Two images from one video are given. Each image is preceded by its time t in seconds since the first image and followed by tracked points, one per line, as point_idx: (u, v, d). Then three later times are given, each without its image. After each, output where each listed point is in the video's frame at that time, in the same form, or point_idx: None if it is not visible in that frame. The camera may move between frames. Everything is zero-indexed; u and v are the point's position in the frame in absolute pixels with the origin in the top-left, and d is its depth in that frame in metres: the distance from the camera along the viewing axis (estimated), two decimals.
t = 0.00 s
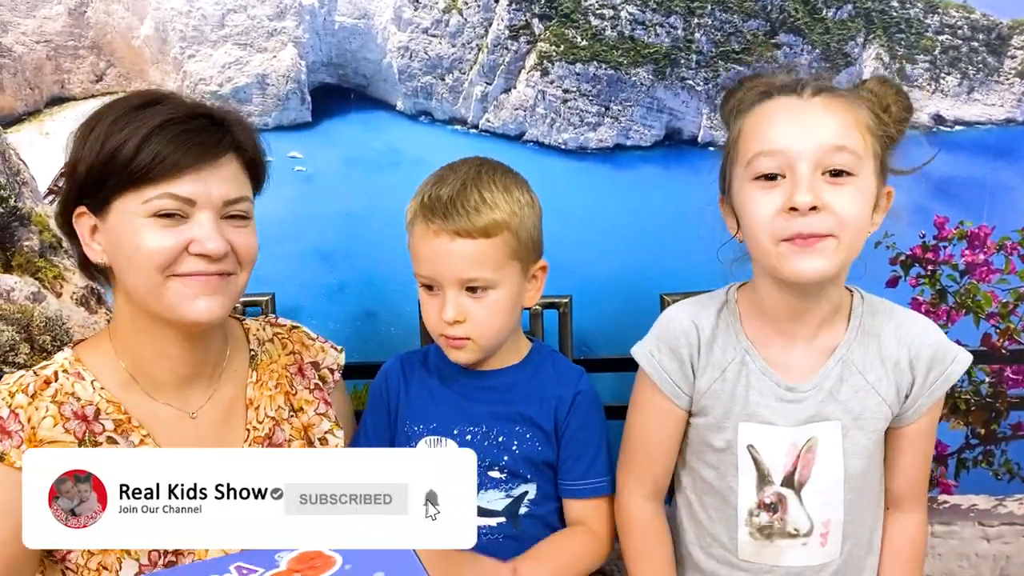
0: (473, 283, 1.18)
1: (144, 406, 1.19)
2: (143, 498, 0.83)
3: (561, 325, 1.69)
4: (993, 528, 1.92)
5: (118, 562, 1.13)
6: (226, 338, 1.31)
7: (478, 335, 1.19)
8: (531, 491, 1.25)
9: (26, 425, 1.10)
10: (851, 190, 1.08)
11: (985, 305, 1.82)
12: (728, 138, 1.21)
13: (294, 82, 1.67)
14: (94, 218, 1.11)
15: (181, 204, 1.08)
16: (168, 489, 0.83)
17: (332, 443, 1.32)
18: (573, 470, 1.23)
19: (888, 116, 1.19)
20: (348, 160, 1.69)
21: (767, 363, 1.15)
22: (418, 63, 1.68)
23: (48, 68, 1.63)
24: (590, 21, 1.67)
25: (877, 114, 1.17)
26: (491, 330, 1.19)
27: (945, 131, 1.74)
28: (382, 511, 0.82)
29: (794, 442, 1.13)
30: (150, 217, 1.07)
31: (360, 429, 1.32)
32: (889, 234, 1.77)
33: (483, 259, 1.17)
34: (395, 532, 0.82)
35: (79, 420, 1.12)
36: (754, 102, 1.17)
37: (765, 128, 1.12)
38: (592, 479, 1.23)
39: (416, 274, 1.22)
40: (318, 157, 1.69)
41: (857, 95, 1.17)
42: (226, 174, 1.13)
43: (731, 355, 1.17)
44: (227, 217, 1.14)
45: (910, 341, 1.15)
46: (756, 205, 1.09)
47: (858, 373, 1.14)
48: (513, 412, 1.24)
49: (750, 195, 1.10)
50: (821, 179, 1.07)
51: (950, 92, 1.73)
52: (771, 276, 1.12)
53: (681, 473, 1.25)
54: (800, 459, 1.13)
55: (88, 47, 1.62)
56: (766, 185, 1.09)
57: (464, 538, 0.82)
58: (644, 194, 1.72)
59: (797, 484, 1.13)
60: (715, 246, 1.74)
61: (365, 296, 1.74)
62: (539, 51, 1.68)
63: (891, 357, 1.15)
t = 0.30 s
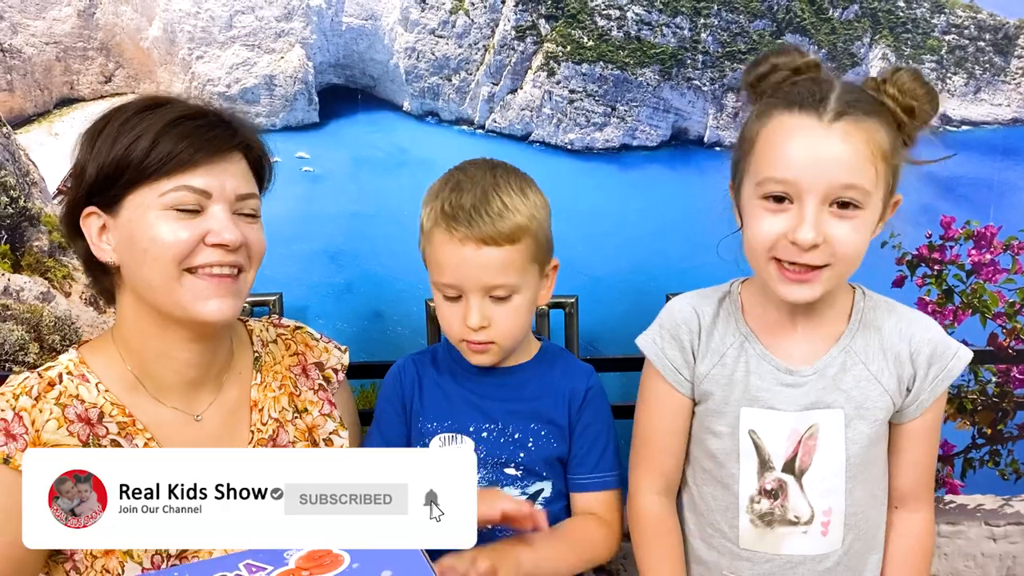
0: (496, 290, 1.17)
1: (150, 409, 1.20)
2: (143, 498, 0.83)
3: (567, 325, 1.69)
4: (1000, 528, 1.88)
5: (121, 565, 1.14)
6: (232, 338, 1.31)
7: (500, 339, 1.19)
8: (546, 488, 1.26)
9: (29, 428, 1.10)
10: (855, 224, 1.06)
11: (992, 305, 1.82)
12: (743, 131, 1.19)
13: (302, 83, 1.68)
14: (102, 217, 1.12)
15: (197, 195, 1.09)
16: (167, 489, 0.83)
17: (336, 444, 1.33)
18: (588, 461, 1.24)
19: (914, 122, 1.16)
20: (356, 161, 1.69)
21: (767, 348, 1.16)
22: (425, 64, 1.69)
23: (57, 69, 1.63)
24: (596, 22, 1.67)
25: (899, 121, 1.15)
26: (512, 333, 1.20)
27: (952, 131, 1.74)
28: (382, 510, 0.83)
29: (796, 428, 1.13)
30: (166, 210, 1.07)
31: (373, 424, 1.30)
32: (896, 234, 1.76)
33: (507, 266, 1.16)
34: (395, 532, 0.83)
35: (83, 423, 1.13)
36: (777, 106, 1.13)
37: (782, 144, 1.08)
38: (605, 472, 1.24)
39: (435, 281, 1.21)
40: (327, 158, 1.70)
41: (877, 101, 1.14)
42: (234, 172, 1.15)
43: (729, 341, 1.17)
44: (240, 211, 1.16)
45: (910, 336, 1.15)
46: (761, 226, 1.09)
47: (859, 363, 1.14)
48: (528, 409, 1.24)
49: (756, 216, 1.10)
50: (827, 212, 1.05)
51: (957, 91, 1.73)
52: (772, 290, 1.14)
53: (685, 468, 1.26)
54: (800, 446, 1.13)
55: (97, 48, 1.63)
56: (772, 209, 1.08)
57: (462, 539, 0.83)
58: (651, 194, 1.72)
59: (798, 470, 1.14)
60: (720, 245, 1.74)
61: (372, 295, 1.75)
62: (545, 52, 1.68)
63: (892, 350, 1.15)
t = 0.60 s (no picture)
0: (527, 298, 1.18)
1: (146, 410, 1.20)
2: (143, 498, 0.84)
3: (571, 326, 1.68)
4: (1003, 529, 1.92)
5: (113, 566, 1.14)
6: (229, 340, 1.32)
7: (524, 345, 1.20)
8: (550, 486, 1.26)
9: (23, 429, 1.10)
10: (853, 218, 1.07)
11: (996, 306, 1.82)
12: (738, 138, 1.19)
13: (307, 85, 1.69)
14: (114, 207, 1.11)
15: (218, 206, 1.11)
16: (168, 489, 0.84)
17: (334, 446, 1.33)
18: (589, 463, 1.26)
19: (903, 115, 1.17)
20: (361, 163, 1.70)
21: (763, 356, 1.16)
22: (429, 65, 1.69)
23: (64, 71, 1.64)
24: (600, 23, 1.67)
25: (889, 114, 1.16)
26: (535, 338, 1.20)
27: (955, 132, 1.74)
28: (381, 512, 0.84)
29: (793, 436, 1.14)
30: (185, 213, 1.08)
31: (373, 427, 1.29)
32: (899, 236, 1.76)
33: (539, 276, 1.17)
34: (397, 532, 0.84)
35: (75, 424, 1.13)
36: (766, 110, 1.13)
37: (774, 147, 1.09)
38: (603, 476, 1.26)
39: (462, 290, 1.19)
40: (332, 159, 1.71)
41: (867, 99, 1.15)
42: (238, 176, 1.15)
43: (727, 347, 1.18)
44: (256, 228, 1.18)
45: (906, 341, 1.16)
46: (762, 228, 1.09)
47: (856, 370, 1.14)
48: (534, 413, 1.25)
49: (757, 219, 1.10)
50: (825, 208, 1.06)
51: (960, 92, 1.73)
52: (774, 288, 1.14)
53: (686, 471, 1.26)
54: (801, 453, 1.14)
55: (103, 50, 1.64)
56: (771, 209, 1.09)
57: (464, 538, 0.84)
58: (653, 194, 1.73)
59: (795, 478, 1.14)
60: (722, 247, 1.76)
61: (374, 296, 1.76)
62: (549, 53, 1.69)
63: (889, 357, 1.15)
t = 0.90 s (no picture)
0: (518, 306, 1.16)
1: (140, 408, 1.19)
2: (143, 498, 0.84)
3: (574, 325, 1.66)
4: (1008, 529, 1.91)
5: (101, 566, 1.13)
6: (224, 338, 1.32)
7: (514, 352, 1.19)
8: (553, 482, 1.26)
9: (13, 423, 1.10)
10: (869, 231, 1.06)
11: (1000, 306, 1.81)
12: (752, 135, 1.17)
13: (310, 85, 1.69)
14: (108, 205, 1.11)
15: (208, 213, 1.10)
16: (168, 489, 0.84)
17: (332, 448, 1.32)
18: (590, 458, 1.26)
19: (920, 120, 1.15)
20: (364, 163, 1.70)
21: (767, 351, 1.16)
22: (432, 65, 1.69)
23: (67, 71, 1.64)
24: (604, 23, 1.67)
25: (906, 119, 1.14)
26: (527, 346, 1.20)
27: (960, 131, 1.74)
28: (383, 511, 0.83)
29: (800, 432, 1.13)
30: (173, 218, 1.08)
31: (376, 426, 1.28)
32: (903, 235, 1.76)
33: (529, 288, 1.15)
34: (397, 532, 0.83)
35: (66, 420, 1.13)
36: (787, 114, 1.11)
37: (793, 155, 1.07)
38: (606, 468, 1.25)
39: (454, 294, 1.18)
40: (336, 160, 1.70)
41: (885, 102, 1.13)
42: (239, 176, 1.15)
43: (729, 343, 1.17)
44: (249, 233, 1.17)
45: (909, 336, 1.15)
46: (774, 234, 1.09)
47: (860, 365, 1.14)
48: (536, 408, 1.24)
49: (770, 225, 1.09)
50: (842, 221, 1.05)
51: (965, 91, 1.73)
52: (778, 287, 1.13)
53: (688, 470, 1.26)
54: (803, 450, 1.13)
55: (106, 50, 1.64)
56: (786, 218, 1.08)
57: (463, 538, 0.84)
58: (656, 193, 1.72)
59: (802, 476, 1.14)
60: (725, 245, 1.75)
61: (376, 295, 1.75)
62: (552, 52, 1.68)
63: (892, 352, 1.15)
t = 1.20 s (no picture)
0: (517, 285, 1.16)
1: (144, 408, 1.19)
2: (143, 498, 0.84)
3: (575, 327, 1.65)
4: (1010, 532, 1.91)
5: (113, 566, 1.12)
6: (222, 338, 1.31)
7: (519, 340, 1.16)
8: (558, 499, 1.25)
9: (19, 428, 1.09)
10: (869, 233, 1.05)
11: (1002, 308, 1.81)
12: (750, 140, 1.17)
13: (310, 87, 1.68)
14: (97, 211, 1.09)
15: (201, 215, 1.10)
16: (168, 489, 0.84)
17: (337, 438, 1.32)
18: (584, 470, 1.25)
19: (921, 119, 1.14)
20: (364, 165, 1.70)
21: (773, 358, 1.15)
22: (432, 67, 1.68)
23: (67, 73, 1.64)
24: (604, 25, 1.67)
25: (906, 119, 1.13)
26: (530, 334, 1.17)
27: (961, 133, 1.74)
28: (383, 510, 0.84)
29: (804, 441, 1.12)
30: (167, 223, 1.07)
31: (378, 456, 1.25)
32: (904, 237, 1.75)
33: (526, 259, 1.15)
34: (397, 532, 0.84)
35: (73, 422, 1.12)
36: (784, 116, 1.11)
37: (789, 159, 1.07)
38: (603, 481, 1.25)
39: (451, 281, 1.17)
40: (335, 161, 1.70)
41: (884, 102, 1.13)
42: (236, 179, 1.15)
43: (735, 349, 1.17)
44: (240, 229, 1.16)
45: (920, 344, 1.14)
46: (771, 238, 1.09)
47: (868, 375, 1.13)
48: (539, 428, 1.22)
49: (767, 229, 1.09)
50: (838, 224, 1.04)
51: (966, 93, 1.72)
52: (780, 292, 1.13)
53: (688, 474, 1.25)
54: (806, 459, 1.12)
55: (106, 52, 1.63)
56: (783, 221, 1.08)
57: (464, 537, 0.84)
58: (657, 195, 1.72)
59: (805, 485, 1.13)
60: (726, 248, 1.75)
61: (378, 297, 1.75)
62: (552, 54, 1.68)
63: (902, 361, 1.13)
